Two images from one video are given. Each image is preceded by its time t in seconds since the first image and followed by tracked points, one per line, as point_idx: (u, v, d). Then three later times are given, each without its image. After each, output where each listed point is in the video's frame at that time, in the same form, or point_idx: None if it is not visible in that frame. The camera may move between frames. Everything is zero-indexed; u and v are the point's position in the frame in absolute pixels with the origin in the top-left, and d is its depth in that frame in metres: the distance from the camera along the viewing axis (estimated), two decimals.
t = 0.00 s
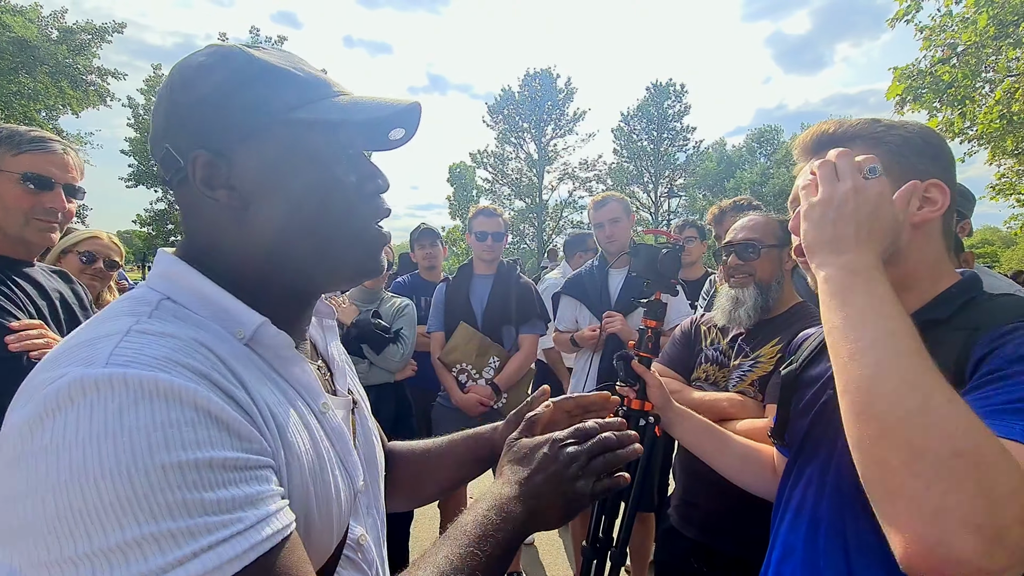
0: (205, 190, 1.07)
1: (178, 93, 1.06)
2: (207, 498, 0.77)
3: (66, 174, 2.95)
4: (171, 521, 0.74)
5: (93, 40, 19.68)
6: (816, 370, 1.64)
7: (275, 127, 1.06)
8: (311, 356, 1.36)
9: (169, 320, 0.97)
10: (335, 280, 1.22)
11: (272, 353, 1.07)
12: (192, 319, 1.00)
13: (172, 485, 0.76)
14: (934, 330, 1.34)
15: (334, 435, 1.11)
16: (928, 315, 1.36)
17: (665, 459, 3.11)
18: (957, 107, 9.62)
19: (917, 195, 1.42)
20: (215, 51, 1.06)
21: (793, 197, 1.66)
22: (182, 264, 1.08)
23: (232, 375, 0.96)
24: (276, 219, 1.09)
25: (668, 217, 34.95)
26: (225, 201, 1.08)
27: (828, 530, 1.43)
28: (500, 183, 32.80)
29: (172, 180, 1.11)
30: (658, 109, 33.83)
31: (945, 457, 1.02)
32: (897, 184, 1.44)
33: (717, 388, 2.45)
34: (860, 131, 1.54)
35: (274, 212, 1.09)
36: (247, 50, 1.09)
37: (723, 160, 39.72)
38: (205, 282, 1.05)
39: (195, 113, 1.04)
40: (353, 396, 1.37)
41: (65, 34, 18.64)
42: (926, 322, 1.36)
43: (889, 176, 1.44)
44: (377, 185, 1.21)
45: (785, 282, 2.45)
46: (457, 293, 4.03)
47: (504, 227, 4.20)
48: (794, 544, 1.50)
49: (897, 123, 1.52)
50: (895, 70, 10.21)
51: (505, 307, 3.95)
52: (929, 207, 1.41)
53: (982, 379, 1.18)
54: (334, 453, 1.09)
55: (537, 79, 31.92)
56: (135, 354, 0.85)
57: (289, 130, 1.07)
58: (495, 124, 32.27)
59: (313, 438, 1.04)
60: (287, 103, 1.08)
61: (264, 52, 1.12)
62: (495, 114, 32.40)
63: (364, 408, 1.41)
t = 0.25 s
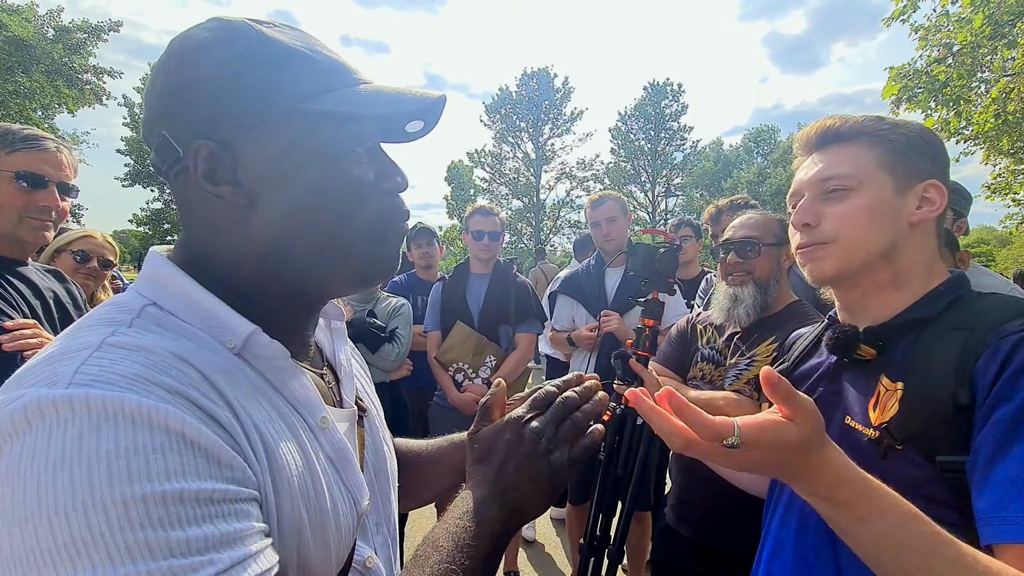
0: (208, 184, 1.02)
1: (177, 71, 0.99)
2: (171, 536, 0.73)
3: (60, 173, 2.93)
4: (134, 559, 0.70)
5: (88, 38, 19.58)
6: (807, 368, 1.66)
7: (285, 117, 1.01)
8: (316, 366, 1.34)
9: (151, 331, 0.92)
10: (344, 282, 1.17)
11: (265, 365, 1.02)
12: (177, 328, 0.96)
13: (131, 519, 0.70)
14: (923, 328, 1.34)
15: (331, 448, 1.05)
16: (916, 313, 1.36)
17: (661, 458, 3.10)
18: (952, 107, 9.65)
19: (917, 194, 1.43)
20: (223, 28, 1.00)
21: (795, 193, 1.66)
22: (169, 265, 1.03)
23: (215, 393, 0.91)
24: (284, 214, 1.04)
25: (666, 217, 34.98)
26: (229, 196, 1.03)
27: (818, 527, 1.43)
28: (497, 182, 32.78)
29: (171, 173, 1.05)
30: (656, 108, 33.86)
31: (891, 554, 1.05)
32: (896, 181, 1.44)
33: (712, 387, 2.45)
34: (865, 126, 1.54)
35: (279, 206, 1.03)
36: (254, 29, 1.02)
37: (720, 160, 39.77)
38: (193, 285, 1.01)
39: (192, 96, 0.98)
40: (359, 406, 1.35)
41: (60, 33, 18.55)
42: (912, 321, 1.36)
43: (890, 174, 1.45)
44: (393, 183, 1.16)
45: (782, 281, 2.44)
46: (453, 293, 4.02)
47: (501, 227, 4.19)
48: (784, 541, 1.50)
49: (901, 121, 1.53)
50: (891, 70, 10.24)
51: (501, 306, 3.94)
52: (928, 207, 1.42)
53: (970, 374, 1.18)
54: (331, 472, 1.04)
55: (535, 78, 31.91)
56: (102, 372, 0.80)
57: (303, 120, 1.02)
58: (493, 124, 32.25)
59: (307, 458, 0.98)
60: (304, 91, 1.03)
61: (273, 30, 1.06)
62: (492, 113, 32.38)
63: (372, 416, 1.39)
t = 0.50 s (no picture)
0: (224, 202, 0.96)
1: (207, 80, 0.95)
2: None
3: (50, 170, 2.89)
4: None
5: (79, 35, 19.38)
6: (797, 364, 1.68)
7: (316, 140, 1.00)
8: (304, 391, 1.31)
9: (132, 365, 0.86)
10: (350, 306, 1.15)
11: (251, 399, 0.97)
12: (160, 358, 0.90)
13: None
14: (915, 326, 1.34)
15: (321, 481, 1.02)
16: (906, 313, 1.37)
17: (655, 455, 3.12)
18: (943, 105, 9.71)
19: (908, 193, 1.44)
20: (260, 44, 0.98)
21: (785, 193, 1.65)
22: (150, 286, 0.98)
23: (199, 440, 0.84)
24: (304, 236, 1.01)
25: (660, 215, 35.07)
26: (247, 217, 0.98)
27: (812, 528, 1.43)
28: (492, 180, 32.75)
29: (172, 176, 0.98)
30: (650, 107, 33.90)
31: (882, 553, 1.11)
32: (888, 181, 1.45)
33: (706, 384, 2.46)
34: (857, 122, 1.53)
35: (295, 226, 1.00)
36: (292, 52, 1.01)
37: (714, 158, 39.91)
38: (179, 313, 0.95)
39: (221, 108, 0.95)
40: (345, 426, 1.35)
41: (51, 30, 18.38)
42: (902, 320, 1.37)
43: (880, 172, 1.46)
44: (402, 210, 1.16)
45: (776, 279, 2.45)
46: (448, 291, 4.01)
47: (495, 225, 4.18)
48: (779, 542, 1.51)
49: (891, 117, 1.54)
50: (883, 68, 10.29)
51: (496, 304, 3.93)
52: (919, 207, 1.43)
53: (959, 372, 1.19)
54: (327, 510, 0.98)
55: (529, 77, 31.87)
56: (74, 426, 0.73)
57: (333, 146, 1.01)
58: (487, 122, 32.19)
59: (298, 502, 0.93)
60: (336, 116, 1.02)
61: (310, 54, 1.05)
62: (487, 111, 32.32)
63: (356, 435, 1.40)
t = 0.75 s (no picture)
0: (203, 174, 0.95)
1: (189, 53, 0.94)
2: None
3: (39, 166, 2.85)
4: None
5: (67, 30, 19.13)
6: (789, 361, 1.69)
7: (298, 118, 0.99)
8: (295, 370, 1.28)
9: (136, 343, 0.86)
10: (331, 288, 1.13)
11: (252, 378, 0.98)
12: (163, 338, 0.90)
13: None
14: (910, 320, 1.35)
15: (319, 461, 1.04)
16: (903, 307, 1.37)
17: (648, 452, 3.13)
18: (933, 105, 9.79)
19: (897, 193, 1.45)
20: (243, 18, 0.99)
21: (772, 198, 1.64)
22: (147, 268, 0.97)
23: (207, 420, 0.84)
24: (279, 213, 0.99)
25: (654, 214, 35.14)
26: (226, 189, 0.97)
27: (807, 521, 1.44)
28: (486, 179, 32.69)
29: (150, 148, 0.97)
30: (644, 105, 33.96)
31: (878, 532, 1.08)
32: (877, 182, 1.46)
33: (700, 381, 2.46)
34: (842, 126, 1.53)
35: (273, 204, 0.99)
36: (278, 31, 1.01)
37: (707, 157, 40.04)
38: (180, 293, 0.95)
39: (203, 82, 0.94)
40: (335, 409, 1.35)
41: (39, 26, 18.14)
42: (899, 314, 1.37)
43: (870, 176, 1.46)
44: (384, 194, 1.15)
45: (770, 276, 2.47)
46: (442, 289, 4.00)
47: (489, 222, 4.16)
48: (773, 535, 1.52)
49: (873, 117, 1.54)
50: (874, 68, 10.36)
51: (490, 302, 3.93)
52: (908, 206, 1.45)
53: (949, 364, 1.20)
54: (326, 488, 1.00)
55: (523, 75, 31.82)
56: (85, 403, 0.73)
57: (318, 125, 1.01)
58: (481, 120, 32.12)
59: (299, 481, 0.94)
60: (320, 93, 1.01)
61: (297, 34, 1.05)
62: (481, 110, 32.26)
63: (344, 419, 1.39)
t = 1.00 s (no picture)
0: (225, 166, 0.94)
1: (218, 50, 0.93)
2: None
3: (23, 162, 2.79)
4: None
5: (51, 23, 18.77)
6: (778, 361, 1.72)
7: (314, 117, 0.97)
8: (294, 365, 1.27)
9: (149, 326, 0.84)
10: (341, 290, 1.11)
11: (259, 369, 0.97)
12: (174, 323, 0.88)
13: (105, 568, 0.63)
14: (895, 317, 1.35)
15: (316, 457, 1.03)
16: (888, 304, 1.37)
17: (640, 448, 3.14)
18: (919, 104, 9.90)
19: (883, 193, 1.47)
20: (270, 22, 0.98)
21: (759, 198, 1.65)
22: (159, 254, 0.96)
23: (213, 408, 0.83)
24: (291, 215, 0.97)
25: (645, 211, 35.26)
26: (245, 183, 0.95)
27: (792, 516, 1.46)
28: (478, 176, 32.59)
29: (176, 140, 0.95)
30: (635, 103, 33.99)
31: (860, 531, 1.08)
32: (862, 182, 1.46)
33: (691, 378, 2.47)
34: (829, 126, 1.53)
35: (289, 202, 0.97)
36: (303, 32, 1.01)
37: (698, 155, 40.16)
38: (196, 283, 0.93)
39: (230, 80, 0.93)
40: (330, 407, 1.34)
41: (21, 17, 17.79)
42: (885, 311, 1.38)
43: (857, 175, 1.47)
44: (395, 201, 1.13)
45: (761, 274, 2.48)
46: (433, 286, 3.98)
47: (481, 219, 4.14)
48: (759, 531, 1.53)
49: (856, 118, 1.55)
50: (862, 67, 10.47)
51: (481, 299, 3.91)
52: (894, 205, 1.46)
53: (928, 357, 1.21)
54: (320, 484, 0.99)
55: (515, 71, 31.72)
56: (98, 382, 0.71)
57: (335, 123, 0.99)
58: (473, 117, 32.02)
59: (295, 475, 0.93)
60: (340, 92, 0.99)
61: (321, 38, 1.04)
62: (472, 106, 32.14)
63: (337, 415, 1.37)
